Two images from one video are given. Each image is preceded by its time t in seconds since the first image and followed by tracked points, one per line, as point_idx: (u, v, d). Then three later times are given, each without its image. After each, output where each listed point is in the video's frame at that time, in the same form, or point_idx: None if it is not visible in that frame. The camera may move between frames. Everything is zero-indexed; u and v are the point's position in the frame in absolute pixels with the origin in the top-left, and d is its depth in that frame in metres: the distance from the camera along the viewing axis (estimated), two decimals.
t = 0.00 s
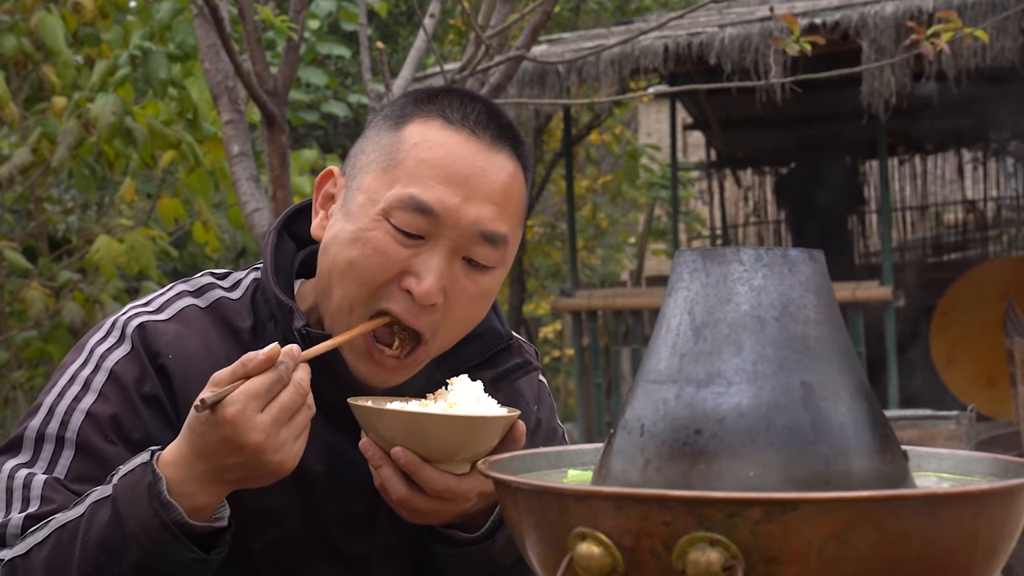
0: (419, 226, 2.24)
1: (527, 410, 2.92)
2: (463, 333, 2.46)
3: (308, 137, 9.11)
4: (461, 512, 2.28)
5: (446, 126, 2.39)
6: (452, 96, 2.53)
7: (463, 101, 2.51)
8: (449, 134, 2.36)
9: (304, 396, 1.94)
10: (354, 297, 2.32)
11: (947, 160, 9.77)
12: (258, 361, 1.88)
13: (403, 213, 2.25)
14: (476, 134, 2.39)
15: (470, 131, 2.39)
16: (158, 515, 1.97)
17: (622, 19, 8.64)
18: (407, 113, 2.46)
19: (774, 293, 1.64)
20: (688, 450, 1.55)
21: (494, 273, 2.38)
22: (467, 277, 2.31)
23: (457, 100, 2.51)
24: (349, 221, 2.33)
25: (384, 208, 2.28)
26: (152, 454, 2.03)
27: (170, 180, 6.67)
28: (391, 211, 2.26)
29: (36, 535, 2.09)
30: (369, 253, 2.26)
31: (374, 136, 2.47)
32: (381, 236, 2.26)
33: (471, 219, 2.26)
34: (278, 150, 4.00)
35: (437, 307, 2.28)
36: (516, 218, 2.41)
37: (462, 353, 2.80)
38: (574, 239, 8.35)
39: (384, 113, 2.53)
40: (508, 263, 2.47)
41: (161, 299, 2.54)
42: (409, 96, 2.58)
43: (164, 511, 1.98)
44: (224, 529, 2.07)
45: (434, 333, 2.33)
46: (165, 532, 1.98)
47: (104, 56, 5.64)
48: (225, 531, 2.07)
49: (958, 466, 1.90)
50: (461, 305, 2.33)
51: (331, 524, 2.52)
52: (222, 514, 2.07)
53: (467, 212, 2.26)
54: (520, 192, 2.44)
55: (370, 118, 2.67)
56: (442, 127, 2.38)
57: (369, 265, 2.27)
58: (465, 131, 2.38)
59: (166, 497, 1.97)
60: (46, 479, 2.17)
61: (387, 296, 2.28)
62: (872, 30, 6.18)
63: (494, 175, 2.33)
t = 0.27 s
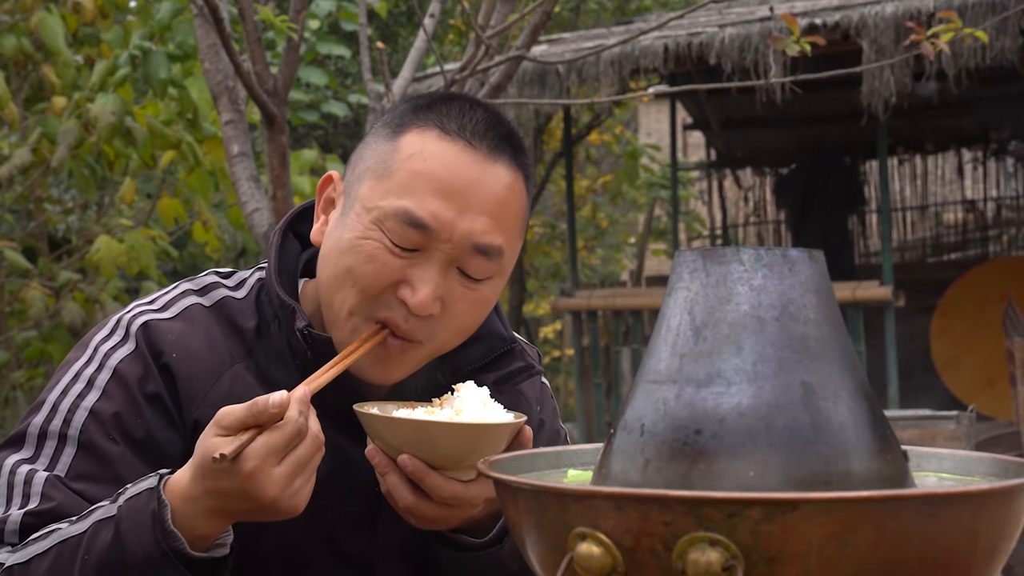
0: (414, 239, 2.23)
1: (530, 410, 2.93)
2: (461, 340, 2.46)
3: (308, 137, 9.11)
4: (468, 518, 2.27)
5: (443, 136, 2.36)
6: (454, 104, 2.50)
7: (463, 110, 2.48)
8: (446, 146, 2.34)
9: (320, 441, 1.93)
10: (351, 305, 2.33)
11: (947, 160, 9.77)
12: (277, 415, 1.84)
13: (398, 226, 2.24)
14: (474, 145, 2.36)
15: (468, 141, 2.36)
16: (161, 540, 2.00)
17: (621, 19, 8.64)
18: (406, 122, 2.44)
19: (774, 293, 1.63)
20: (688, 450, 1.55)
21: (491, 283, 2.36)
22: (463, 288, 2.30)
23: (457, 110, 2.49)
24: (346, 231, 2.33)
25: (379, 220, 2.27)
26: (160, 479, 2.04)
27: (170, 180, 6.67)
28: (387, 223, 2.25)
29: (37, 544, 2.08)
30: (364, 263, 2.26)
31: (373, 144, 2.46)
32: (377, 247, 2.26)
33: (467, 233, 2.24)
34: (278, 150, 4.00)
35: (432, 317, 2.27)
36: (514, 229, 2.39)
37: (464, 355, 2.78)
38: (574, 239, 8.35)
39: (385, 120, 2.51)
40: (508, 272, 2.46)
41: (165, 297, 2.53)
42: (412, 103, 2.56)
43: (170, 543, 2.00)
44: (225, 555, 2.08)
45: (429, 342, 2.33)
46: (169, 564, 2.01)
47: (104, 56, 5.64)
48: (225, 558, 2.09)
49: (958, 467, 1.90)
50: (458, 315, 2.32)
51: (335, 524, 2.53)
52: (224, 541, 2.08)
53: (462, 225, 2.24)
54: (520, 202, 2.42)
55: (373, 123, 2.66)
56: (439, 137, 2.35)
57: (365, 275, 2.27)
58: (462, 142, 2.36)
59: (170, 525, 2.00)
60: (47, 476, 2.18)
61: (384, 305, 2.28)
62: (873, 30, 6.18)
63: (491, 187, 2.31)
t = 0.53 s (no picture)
0: (425, 260, 2.23)
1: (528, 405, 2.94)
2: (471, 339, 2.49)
3: (308, 137, 9.11)
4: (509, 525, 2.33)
5: (439, 150, 2.35)
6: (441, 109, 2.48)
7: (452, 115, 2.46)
8: (444, 160, 2.32)
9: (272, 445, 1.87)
10: (369, 327, 2.35)
11: (947, 160, 9.76)
12: (223, 393, 1.82)
13: (408, 249, 2.24)
14: (470, 154, 2.36)
15: (464, 151, 2.35)
16: (92, 512, 1.99)
17: (622, 19, 8.63)
18: (398, 136, 2.41)
19: (774, 294, 1.64)
20: (688, 451, 1.55)
21: (500, 286, 2.38)
22: (475, 297, 2.32)
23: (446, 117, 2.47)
24: (353, 253, 2.32)
25: (388, 243, 2.26)
26: (110, 448, 2.04)
27: (170, 180, 6.68)
28: (396, 247, 2.25)
29: None
30: (378, 288, 2.27)
31: (366, 160, 2.43)
32: (389, 271, 2.26)
33: (476, 248, 2.25)
34: (278, 150, 4.00)
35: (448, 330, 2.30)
36: (517, 230, 2.41)
37: (461, 351, 2.79)
38: (575, 239, 8.35)
39: (375, 134, 2.48)
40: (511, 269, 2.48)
41: (163, 290, 2.57)
42: (397, 112, 2.53)
43: (99, 510, 2.00)
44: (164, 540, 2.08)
45: (445, 347, 2.37)
46: (94, 531, 2.00)
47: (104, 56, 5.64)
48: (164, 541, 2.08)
49: (958, 466, 1.90)
50: (471, 321, 2.35)
51: (330, 519, 2.57)
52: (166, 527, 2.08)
53: (470, 242, 2.25)
54: (520, 202, 2.43)
55: (358, 130, 2.62)
56: (435, 152, 2.34)
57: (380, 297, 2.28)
58: (459, 153, 2.34)
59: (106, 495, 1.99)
60: (23, 442, 2.19)
61: (399, 325, 2.30)
62: (873, 30, 6.18)
63: (493, 197, 2.31)
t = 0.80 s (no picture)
0: (421, 263, 2.23)
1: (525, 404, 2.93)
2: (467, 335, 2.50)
3: (308, 137, 9.10)
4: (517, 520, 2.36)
5: (430, 152, 2.35)
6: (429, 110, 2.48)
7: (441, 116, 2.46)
8: (435, 162, 2.32)
9: (279, 308, 1.95)
10: (368, 329, 2.35)
11: (947, 160, 9.76)
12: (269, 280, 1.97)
13: (403, 252, 2.24)
14: (461, 155, 2.36)
15: (455, 153, 2.35)
16: (87, 368, 1.98)
17: (622, 19, 8.63)
18: (388, 139, 2.41)
19: (774, 294, 1.64)
20: (688, 451, 1.55)
21: (494, 284, 2.39)
22: (471, 296, 2.32)
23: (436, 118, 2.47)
24: (348, 258, 2.32)
25: (383, 246, 2.26)
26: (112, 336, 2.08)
27: (170, 180, 6.68)
28: (391, 250, 2.25)
29: None
30: (375, 293, 2.27)
31: (357, 164, 2.43)
32: (385, 274, 2.26)
33: (471, 249, 2.25)
34: (278, 150, 4.00)
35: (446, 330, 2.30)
36: (510, 227, 2.41)
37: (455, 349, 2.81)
38: (575, 239, 8.34)
39: (364, 137, 2.48)
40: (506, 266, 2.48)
41: (163, 282, 2.60)
42: (386, 113, 2.53)
43: (94, 369, 1.99)
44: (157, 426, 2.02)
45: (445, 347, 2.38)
46: (87, 390, 1.97)
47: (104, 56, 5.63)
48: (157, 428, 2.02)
49: (958, 467, 1.90)
50: (469, 320, 2.36)
51: (326, 514, 2.58)
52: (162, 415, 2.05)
53: (466, 242, 2.25)
54: (512, 200, 2.44)
55: (345, 133, 2.62)
56: (427, 154, 2.34)
57: (377, 300, 2.28)
58: (450, 154, 2.35)
59: (104, 361, 2.01)
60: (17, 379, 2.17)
61: (398, 327, 2.30)
62: (873, 29, 6.18)
63: (486, 197, 2.32)
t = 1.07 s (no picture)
0: (426, 257, 2.24)
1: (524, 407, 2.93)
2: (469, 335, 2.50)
3: (308, 137, 9.10)
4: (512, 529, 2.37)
5: (436, 148, 2.36)
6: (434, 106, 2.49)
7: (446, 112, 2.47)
8: (441, 157, 2.34)
9: (313, 285, 2.01)
10: (370, 326, 2.34)
11: (947, 160, 9.76)
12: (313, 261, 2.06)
13: (408, 247, 2.24)
14: (466, 151, 2.37)
15: (460, 148, 2.37)
16: (131, 318, 1.96)
17: (622, 20, 8.63)
18: (393, 134, 2.42)
19: (774, 293, 1.63)
20: (688, 451, 1.55)
21: (497, 280, 2.40)
22: (475, 292, 2.33)
23: (441, 114, 2.48)
24: (351, 252, 2.32)
25: (388, 241, 2.27)
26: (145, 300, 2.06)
27: (170, 180, 6.67)
28: (396, 245, 2.26)
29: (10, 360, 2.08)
30: (378, 287, 2.27)
31: (361, 159, 2.43)
32: (389, 268, 2.26)
33: (476, 244, 2.26)
34: (278, 150, 4.00)
35: (450, 325, 2.31)
36: (513, 224, 2.42)
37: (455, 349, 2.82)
38: (575, 240, 8.34)
39: (368, 132, 2.49)
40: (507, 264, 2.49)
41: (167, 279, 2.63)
42: (391, 109, 2.53)
43: (136, 319, 1.96)
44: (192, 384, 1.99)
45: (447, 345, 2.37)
46: (131, 338, 1.93)
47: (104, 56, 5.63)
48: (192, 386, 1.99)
49: (958, 467, 1.90)
50: (472, 318, 2.36)
51: (325, 511, 2.59)
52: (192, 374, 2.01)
53: (471, 238, 2.26)
54: (515, 198, 2.45)
55: (348, 129, 2.62)
56: (433, 150, 2.35)
57: (381, 296, 2.28)
58: (456, 150, 2.36)
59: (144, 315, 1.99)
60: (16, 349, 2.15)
61: (401, 322, 2.30)
62: (873, 29, 6.18)
63: (490, 193, 2.33)
